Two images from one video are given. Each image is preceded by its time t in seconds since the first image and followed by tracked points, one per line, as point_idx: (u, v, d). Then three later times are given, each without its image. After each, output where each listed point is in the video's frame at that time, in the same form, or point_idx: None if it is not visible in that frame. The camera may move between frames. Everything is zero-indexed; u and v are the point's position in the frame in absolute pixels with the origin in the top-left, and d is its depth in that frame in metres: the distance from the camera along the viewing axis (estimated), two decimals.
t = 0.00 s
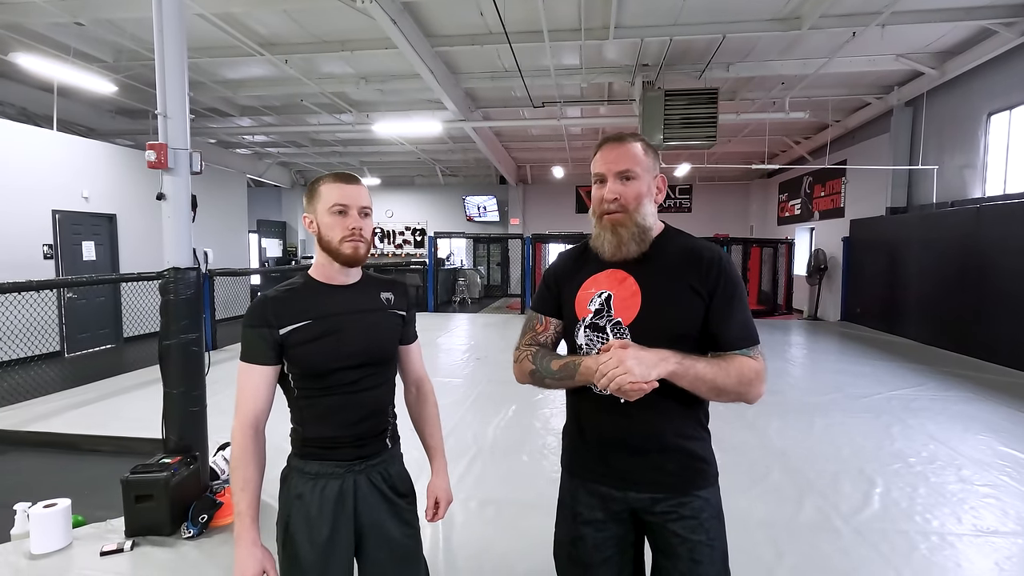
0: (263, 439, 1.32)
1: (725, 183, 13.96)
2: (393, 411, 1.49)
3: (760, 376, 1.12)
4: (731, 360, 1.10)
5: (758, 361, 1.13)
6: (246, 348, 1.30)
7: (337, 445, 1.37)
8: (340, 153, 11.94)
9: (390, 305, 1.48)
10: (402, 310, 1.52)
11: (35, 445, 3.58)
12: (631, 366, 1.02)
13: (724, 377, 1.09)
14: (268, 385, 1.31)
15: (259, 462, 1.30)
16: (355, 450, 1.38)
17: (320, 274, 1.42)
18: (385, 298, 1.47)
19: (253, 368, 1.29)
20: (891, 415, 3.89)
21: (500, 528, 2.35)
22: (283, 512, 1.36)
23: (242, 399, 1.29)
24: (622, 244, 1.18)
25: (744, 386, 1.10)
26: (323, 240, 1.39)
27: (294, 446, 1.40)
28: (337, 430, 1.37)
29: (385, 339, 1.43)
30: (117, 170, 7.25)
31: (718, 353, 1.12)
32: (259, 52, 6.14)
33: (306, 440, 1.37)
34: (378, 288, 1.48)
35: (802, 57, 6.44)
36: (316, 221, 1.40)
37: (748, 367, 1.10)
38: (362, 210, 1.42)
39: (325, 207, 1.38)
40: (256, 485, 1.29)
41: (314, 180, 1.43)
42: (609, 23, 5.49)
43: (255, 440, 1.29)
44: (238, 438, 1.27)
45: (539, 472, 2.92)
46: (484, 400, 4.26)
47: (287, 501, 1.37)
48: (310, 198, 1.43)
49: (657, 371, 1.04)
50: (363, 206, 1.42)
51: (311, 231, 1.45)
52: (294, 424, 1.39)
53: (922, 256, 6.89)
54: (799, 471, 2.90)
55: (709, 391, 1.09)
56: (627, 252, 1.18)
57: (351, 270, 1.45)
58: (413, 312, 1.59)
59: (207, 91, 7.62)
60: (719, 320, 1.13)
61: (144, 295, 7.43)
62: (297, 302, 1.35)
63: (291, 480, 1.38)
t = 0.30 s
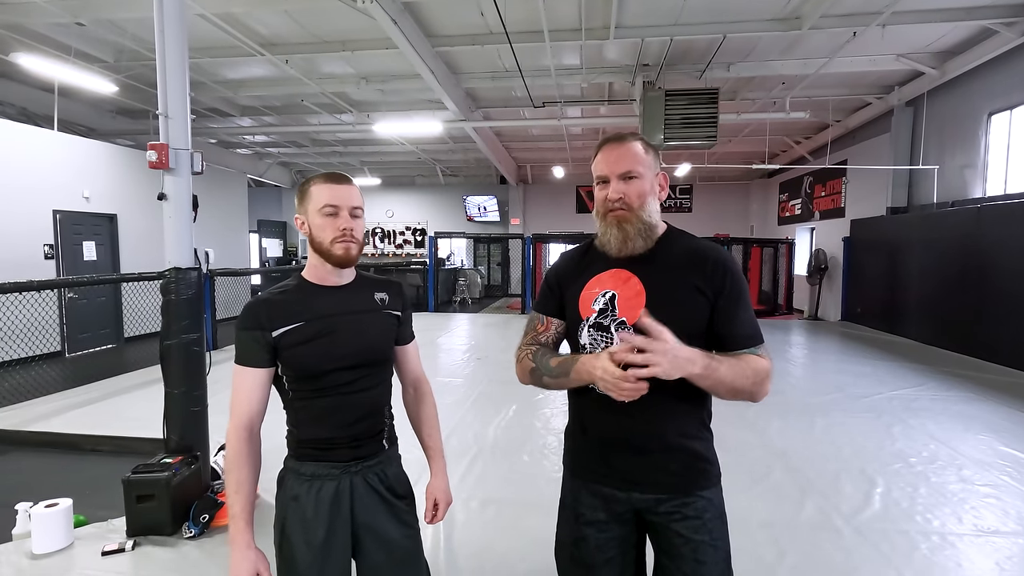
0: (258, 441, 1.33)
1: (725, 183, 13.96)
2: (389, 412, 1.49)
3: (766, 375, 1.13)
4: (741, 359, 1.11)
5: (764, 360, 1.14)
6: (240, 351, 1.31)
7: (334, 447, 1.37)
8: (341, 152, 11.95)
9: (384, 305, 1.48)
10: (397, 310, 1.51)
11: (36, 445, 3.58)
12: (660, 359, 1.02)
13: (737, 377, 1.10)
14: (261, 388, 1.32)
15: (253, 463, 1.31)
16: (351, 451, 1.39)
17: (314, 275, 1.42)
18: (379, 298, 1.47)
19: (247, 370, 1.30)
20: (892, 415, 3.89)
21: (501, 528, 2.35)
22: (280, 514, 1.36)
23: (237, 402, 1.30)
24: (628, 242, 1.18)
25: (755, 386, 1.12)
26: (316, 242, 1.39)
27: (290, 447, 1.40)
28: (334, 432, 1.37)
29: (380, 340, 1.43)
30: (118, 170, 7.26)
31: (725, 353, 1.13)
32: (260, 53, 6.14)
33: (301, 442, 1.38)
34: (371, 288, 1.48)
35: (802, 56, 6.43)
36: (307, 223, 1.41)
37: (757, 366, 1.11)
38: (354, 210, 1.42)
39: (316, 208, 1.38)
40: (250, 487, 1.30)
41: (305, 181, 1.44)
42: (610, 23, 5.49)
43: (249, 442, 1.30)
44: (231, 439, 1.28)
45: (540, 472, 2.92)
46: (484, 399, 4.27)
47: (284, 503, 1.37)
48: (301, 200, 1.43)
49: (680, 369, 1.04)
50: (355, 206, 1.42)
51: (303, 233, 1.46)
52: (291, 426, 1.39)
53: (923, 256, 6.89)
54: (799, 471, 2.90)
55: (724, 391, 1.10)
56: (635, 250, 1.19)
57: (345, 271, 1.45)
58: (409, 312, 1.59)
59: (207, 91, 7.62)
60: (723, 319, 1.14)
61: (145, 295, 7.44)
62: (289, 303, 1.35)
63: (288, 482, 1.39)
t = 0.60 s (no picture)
0: (252, 442, 1.33)
1: (725, 183, 13.97)
2: (384, 412, 1.49)
3: (773, 374, 1.12)
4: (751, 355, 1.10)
5: (772, 357, 1.13)
6: (234, 353, 1.31)
7: (327, 447, 1.37)
8: (341, 152, 11.95)
9: (377, 304, 1.47)
10: (391, 310, 1.51)
11: (37, 445, 3.59)
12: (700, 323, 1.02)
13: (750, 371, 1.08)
14: (254, 389, 1.32)
15: (247, 464, 1.31)
16: (345, 451, 1.39)
17: (305, 276, 1.43)
18: (372, 298, 1.47)
19: (240, 371, 1.31)
20: (892, 414, 3.89)
21: (501, 528, 2.36)
22: (273, 514, 1.37)
23: (231, 402, 1.30)
24: (631, 247, 1.19)
25: (766, 383, 1.11)
26: (305, 242, 1.40)
27: (284, 448, 1.41)
28: (327, 432, 1.37)
29: (373, 339, 1.42)
30: (118, 169, 7.26)
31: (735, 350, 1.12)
32: (260, 52, 6.14)
33: (295, 442, 1.38)
34: (363, 288, 1.47)
35: (803, 56, 6.43)
36: (295, 223, 1.41)
37: (767, 363, 1.10)
38: (342, 209, 1.42)
39: (304, 208, 1.39)
40: (244, 487, 1.30)
41: (294, 182, 1.45)
42: (610, 23, 5.49)
43: (243, 443, 1.30)
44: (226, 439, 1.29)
45: (540, 472, 2.92)
46: (484, 399, 4.27)
47: (277, 504, 1.37)
48: (289, 200, 1.43)
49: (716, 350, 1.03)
50: (343, 205, 1.42)
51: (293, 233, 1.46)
52: (285, 427, 1.39)
53: (923, 256, 6.89)
54: (800, 471, 2.90)
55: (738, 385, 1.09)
56: (638, 253, 1.19)
57: (336, 270, 1.45)
58: (404, 311, 1.58)
59: (207, 90, 7.62)
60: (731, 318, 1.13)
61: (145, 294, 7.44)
62: (281, 305, 1.35)
63: (281, 482, 1.39)
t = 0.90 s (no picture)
0: (246, 443, 1.33)
1: (725, 183, 13.97)
2: (379, 412, 1.49)
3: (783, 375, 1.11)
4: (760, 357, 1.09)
5: (780, 358, 1.12)
6: (228, 355, 1.31)
7: (324, 447, 1.37)
8: (341, 152, 11.95)
9: (372, 304, 1.48)
10: (386, 310, 1.52)
11: (38, 445, 3.59)
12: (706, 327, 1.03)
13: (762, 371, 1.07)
14: (249, 390, 1.32)
15: (240, 466, 1.31)
16: (341, 451, 1.39)
17: (299, 275, 1.42)
18: (367, 298, 1.47)
19: (234, 372, 1.30)
20: (892, 414, 3.89)
21: (501, 527, 2.36)
22: (271, 513, 1.37)
23: (224, 404, 1.30)
24: (635, 245, 1.19)
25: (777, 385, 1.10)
26: (298, 241, 1.40)
27: (280, 447, 1.41)
28: (323, 433, 1.37)
29: (368, 339, 1.43)
30: (118, 169, 7.25)
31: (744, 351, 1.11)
32: (260, 52, 6.14)
33: (291, 442, 1.38)
34: (358, 288, 1.48)
35: (803, 55, 6.42)
36: (290, 222, 1.42)
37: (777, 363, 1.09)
38: (335, 208, 1.42)
39: (298, 207, 1.39)
40: (237, 489, 1.31)
41: (287, 181, 1.45)
42: (610, 22, 5.49)
43: (236, 445, 1.30)
44: (217, 443, 1.29)
45: (540, 471, 2.92)
46: (484, 399, 4.27)
47: (273, 504, 1.38)
48: (283, 199, 1.44)
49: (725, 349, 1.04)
50: (336, 203, 1.42)
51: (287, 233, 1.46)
52: (282, 427, 1.39)
53: (923, 255, 6.89)
54: (800, 471, 2.90)
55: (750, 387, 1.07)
56: (643, 252, 1.19)
57: (329, 271, 1.45)
58: (399, 311, 1.59)
59: (207, 90, 7.62)
60: (737, 319, 1.13)
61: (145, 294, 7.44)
62: (275, 305, 1.35)
63: (279, 481, 1.39)
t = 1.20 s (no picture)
0: (250, 443, 1.33)
1: (725, 183, 13.97)
2: (382, 412, 1.49)
3: (812, 388, 1.07)
4: (784, 373, 1.06)
5: (809, 370, 1.07)
6: (229, 355, 1.31)
7: (328, 448, 1.37)
8: (341, 151, 11.94)
9: (374, 304, 1.48)
10: (388, 310, 1.52)
11: (38, 444, 3.59)
12: (696, 396, 0.97)
13: (782, 398, 1.03)
14: (251, 392, 1.31)
15: (245, 466, 1.31)
16: (345, 451, 1.39)
17: (300, 276, 1.42)
18: (369, 298, 1.48)
19: (236, 373, 1.30)
20: (891, 414, 3.90)
21: (501, 527, 2.36)
22: (274, 512, 1.37)
23: (227, 404, 1.29)
24: (644, 248, 1.17)
25: (802, 405, 1.06)
26: (304, 241, 1.39)
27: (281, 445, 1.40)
28: (326, 434, 1.37)
29: (371, 340, 1.43)
30: (118, 169, 7.25)
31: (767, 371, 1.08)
32: (260, 51, 6.13)
33: (295, 443, 1.37)
34: (360, 288, 1.48)
35: (803, 55, 6.42)
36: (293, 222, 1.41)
37: (803, 379, 1.05)
38: (342, 209, 1.42)
39: (301, 208, 1.39)
40: (243, 490, 1.30)
41: (294, 178, 1.44)
42: (610, 22, 5.48)
43: (240, 445, 1.30)
44: (222, 442, 1.28)
45: (540, 471, 2.92)
46: (484, 399, 4.27)
47: (277, 504, 1.37)
48: (289, 197, 1.42)
49: (727, 407, 0.99)
50: (344, 205, 1.42)
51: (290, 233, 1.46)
52: (286, 428, 1.38)
53: (923, 255, 6.89)
54: (800, 470, 2.90)
55: (771, 415, 1.03)
56: (651, 254, 1.17)
57: (332, 270, 1.45)
58: (400, 311, 1.60)
59: (207, 89, 7.62)
60: (759, 327, 1.08)
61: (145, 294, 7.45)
62: (278, 306, 1.35)
63: (281, 481, 1.38)
